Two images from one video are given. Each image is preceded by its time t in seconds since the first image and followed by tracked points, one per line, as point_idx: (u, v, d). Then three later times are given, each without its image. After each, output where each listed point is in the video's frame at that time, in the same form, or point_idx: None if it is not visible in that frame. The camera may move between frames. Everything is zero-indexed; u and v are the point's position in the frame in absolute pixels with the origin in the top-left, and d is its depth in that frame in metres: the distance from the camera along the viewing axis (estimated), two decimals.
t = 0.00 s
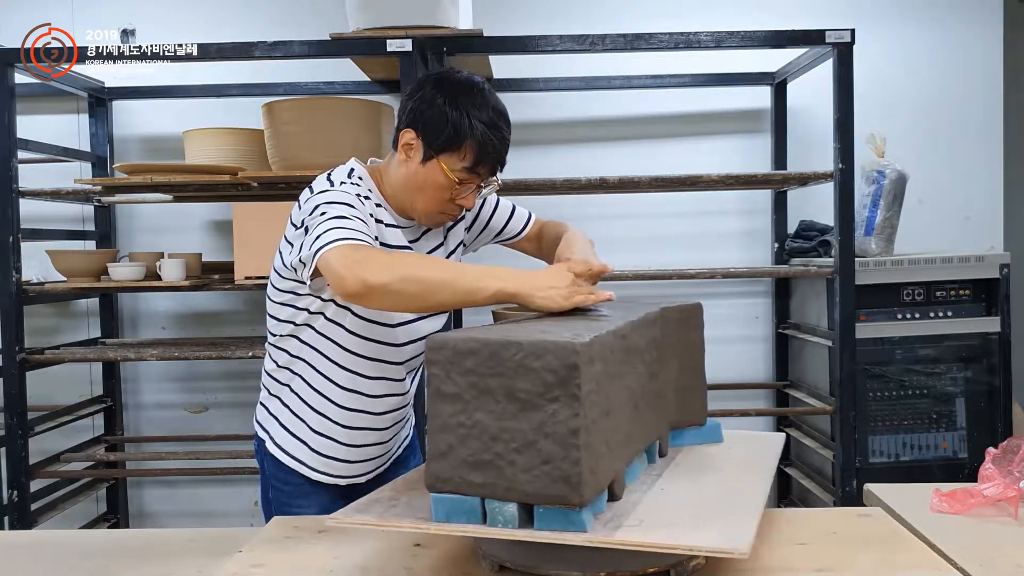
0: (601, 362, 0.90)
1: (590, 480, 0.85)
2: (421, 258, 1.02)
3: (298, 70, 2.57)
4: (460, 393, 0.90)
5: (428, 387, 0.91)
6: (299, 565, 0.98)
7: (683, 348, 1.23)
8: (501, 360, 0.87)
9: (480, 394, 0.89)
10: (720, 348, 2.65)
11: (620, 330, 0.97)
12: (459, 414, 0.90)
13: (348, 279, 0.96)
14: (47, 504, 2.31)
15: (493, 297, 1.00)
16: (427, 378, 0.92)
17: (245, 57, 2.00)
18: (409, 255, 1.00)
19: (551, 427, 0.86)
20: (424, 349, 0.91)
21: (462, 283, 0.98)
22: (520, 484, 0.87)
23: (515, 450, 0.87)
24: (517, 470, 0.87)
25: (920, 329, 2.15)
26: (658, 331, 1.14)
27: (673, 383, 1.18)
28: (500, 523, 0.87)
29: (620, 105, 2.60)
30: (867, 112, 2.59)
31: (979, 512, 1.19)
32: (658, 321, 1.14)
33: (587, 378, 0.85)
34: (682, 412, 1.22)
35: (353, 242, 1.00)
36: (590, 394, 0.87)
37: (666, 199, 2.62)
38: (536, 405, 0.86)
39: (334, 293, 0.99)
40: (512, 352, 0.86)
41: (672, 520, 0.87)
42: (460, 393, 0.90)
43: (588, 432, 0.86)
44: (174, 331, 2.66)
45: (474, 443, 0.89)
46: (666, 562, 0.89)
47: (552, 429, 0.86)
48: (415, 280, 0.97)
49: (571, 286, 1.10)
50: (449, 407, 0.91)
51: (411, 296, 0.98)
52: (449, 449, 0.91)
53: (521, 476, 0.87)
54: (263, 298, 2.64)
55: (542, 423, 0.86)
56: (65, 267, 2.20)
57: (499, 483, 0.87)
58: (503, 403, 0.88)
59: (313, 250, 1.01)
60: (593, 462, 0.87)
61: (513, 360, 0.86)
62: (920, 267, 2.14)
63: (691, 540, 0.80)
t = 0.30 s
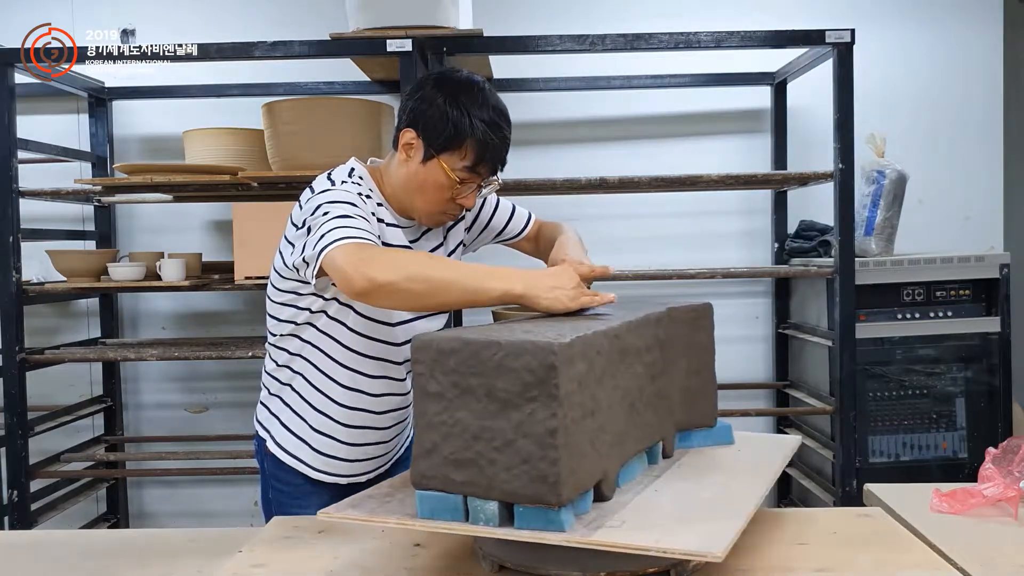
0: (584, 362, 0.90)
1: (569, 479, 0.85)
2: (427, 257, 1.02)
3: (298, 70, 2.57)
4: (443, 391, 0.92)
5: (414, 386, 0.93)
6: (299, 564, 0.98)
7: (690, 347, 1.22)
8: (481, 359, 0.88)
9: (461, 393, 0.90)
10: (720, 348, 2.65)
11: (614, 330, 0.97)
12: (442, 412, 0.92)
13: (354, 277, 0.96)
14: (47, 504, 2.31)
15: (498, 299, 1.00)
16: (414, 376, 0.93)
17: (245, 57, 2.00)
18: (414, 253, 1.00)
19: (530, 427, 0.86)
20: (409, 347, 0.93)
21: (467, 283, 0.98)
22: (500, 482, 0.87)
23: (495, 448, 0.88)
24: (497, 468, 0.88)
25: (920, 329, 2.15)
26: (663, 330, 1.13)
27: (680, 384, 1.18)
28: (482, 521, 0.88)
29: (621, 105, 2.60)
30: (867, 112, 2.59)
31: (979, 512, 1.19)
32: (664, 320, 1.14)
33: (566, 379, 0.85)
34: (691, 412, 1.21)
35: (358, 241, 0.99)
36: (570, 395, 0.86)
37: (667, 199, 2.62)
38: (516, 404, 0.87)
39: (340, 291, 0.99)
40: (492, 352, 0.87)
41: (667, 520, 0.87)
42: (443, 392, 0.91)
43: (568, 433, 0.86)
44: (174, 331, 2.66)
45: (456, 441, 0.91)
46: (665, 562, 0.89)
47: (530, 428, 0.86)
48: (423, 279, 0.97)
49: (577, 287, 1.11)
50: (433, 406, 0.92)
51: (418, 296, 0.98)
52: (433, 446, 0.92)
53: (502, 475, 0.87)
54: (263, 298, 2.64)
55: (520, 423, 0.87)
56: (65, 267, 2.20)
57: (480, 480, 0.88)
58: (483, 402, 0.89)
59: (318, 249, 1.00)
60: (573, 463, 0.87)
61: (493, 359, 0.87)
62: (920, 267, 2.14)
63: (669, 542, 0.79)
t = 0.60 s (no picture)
0: (567, 363, 0.90)
1: (549, 479, 0.86)
2: (426, 258, 1.02)
3: (298, 70, 2.57)
4: (429, 389, 0.93)
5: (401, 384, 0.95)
6: (298, 564, 0.98)
7: (698, 347, 1.21)
8: (463, 358, 0.89)
9: (446, 391, 0.91)
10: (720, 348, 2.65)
11: (605, 331, 0.97)
12: (428, 410, 0.93)
13: (353, 278, 0.96)
14: (47, 504, 2.31)
15: (498, 302, 1.01)
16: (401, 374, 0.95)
17: (245, 57, 2.00)
18: (413, 254, 1.00)
19: (510, 426, 0.87)
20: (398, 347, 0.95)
21: (468, 286, 0.98)
22: (483, 479, 0.88)
23: (477, 447, 0.89)
24: (479, 467, 0.89)
25: (920, 329, 2.15)
26: (667, 331, 1.13)
27: (686, 386, 1.18)
28: (464, 517, 0.89)
29: (620, 105, 2.60)
30: (867, 112, 2.59)
31: (979, 512, 1.19)
32: (669, 321, 1.13)
33: (546, 379, 0.86)
34: (699, 413, 1.20)
35: (358, 241, 0.99)
36: (551, 395, 0.87)
37: (667, 199, 2.62)
38: (497, 403, 0.88)
39: (339, 291, 0.99)
40: (474, 351, 0.88)
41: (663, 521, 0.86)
42: (429, 389, 0.93)
43: (548, 432, 0.86)
44: (174, 331, 2.66)
45: (441, 439, 0.92)
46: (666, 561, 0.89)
47: (510, 427, 0.87)
48: (424, 281, 0.97)
49: (574, 288, 1.11)
50: (420, 403, 0.94)
51: (418, 298, 0.98)
52: (419, 443, 0.94)
53: (484, 472, 0.88)
54: (263, 298, 2.64)
55: (501, 422, 0.87)
56: (65, 267, 2.20)
57: (463, 478, 0.89)
58: (466, 401, 0.90)
59: (317, 249, 1.01)
60: (553, 462, 0.87)
61: (474, 358, 0.88)
62: (920, 267, 2.14)
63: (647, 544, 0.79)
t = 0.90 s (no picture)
0: (550, 362, 0.89)
1: (528, 478, 0.85)
2: (431, 256, 1.02)
3: (298, 70, 2.57)
4: (415, 387, 0.94)
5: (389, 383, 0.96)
6: (297, 564, 0.98)
7: (703, 349, 1.21)
8: (447, 358, 0.90)
9: (430, 389, 0.92)
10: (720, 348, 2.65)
11: (598, 330, 0.98)
12: (415, 408, 0.94)
13: (358, 275, 0.96)
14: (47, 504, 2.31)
15: (501, 299, 1.01)
16: (390, 371, 0.97)
17: (245, 57, 2.00)
18: (418, 252, 1.00)
19: (490, 425, 0.87)
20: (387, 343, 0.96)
21: (470, 283, 0.98)
22: (465, 478, 0.89)
23: (459, 445, 0.90)
24: (462, 464, 0.89)
25: (920, 329, 2.15)
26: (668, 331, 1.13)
27: (691, 387, 1.17)
28: (447, 514, 0.90)
29: (620, 105, 2.60)
30: (867, 112, 2.59)
31: (979, 512, 1.19)
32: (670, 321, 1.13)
33: (526, 379, 0.86)
34: (705, 413, 1.20)
35: (362, 239, 0.99)
36: (531, 395, 0.86)
37: (668, 199, 2.62)
38: (478, 402, 0.88)
39: (343, 288, 0.99)
40: (456, 351, 0.89)
41: (662, 521, 0.86)
42: (415, 388, 0.94)
43: (528, 431, 0.86)
44: (174, 331, 2.66)
45: (427, 437, 0.93)
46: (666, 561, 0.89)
47: (490, 426, 0.87)
48: (426, 278, 0.97)
49: (577, 290, 1.11)
50: (408, 401, 0.95)
51: (421, 295, 0.98)
52: (406, 441, 0.95)
53: (466, 471, 0.89)
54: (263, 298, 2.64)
55: (482, 421, 0.88)
56: (66, 267, 2.20)
57: (446, 476, 0.90)
58: (450, 400, 0.91)
59: (320, 246, 1.01)
60: (534, 461, 0.87)
61: (457, 357, 0.89)
62: (920, 267, 2.14)
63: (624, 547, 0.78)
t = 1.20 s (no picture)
0: (534, 362, 0.89)
1: (510, 476, 0.86)
2: (435, 256, 1.02)
3: (298, 70, 2.57)
4: (403, 385, 0.95)
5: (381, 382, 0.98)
6: (297, 564, 0.98)
7: (709, 350, 1.20)
8: (431, 358, 0.91)
9: (416, 388, 0.93)
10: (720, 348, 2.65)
11: (592, 330, 0.98)
12: (404, 406, 0.95)
13: (362, 274, 0.96)
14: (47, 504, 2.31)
15: (504, 300, 1.01)
16: (382, 368, 0.98)
17: (245, 57, 2.00)
18: (423, 252, 1.00)
19: (471, 424, 0.88)
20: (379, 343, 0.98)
21: (473, 285, 0.98)
22: (449, 476, 0.90)
23: (442, 443, 0.91)
24: (445, 462, 0.90)
25: (920, 329, 2.15)
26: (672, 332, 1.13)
27: (695, 388, 1.17)
28: (433, 511, 0.91)
29: (620, 105, 2.60)
30: (867, 112, 2.59)
31: (979, 512, 1.19)
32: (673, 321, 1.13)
33: (507, 379, 0.86)
34: (710, 415, 1.19)
35: (365, 237, 1.00)
36: (513, 395, 0.87)
37: (668, 199, 2.62)
38: (461, 401, 0.89)
39: (348, 288, 0.99)
40: (439, 351, 0.90)
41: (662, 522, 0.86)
42: (403, 386, 0.95)
43: (508, 430, 0.86)
44: (174, 331, 2.66)
45: (414, 435, 0.94)
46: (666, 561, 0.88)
47: (471, 425, 0.88)
48: (428, 278, 0.97)
49: (582, 289, 1.11)
50: (398, 399, 0.96)
51: (428, 295, 0.98)
52: (396, 438, 0.96)
53: (450, 468, 0.89)
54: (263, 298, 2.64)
55: (463, 419, 0.88)
56: (66, 267, 2.20)
57: (431, 474, 0.91)
58: (435, 398, 0.92)
59: (324, 246, 1.01)
60: (517, 460, 0.87)
61: (440, 357, 0.90)
62: (920, 267, 2.14)
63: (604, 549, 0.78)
